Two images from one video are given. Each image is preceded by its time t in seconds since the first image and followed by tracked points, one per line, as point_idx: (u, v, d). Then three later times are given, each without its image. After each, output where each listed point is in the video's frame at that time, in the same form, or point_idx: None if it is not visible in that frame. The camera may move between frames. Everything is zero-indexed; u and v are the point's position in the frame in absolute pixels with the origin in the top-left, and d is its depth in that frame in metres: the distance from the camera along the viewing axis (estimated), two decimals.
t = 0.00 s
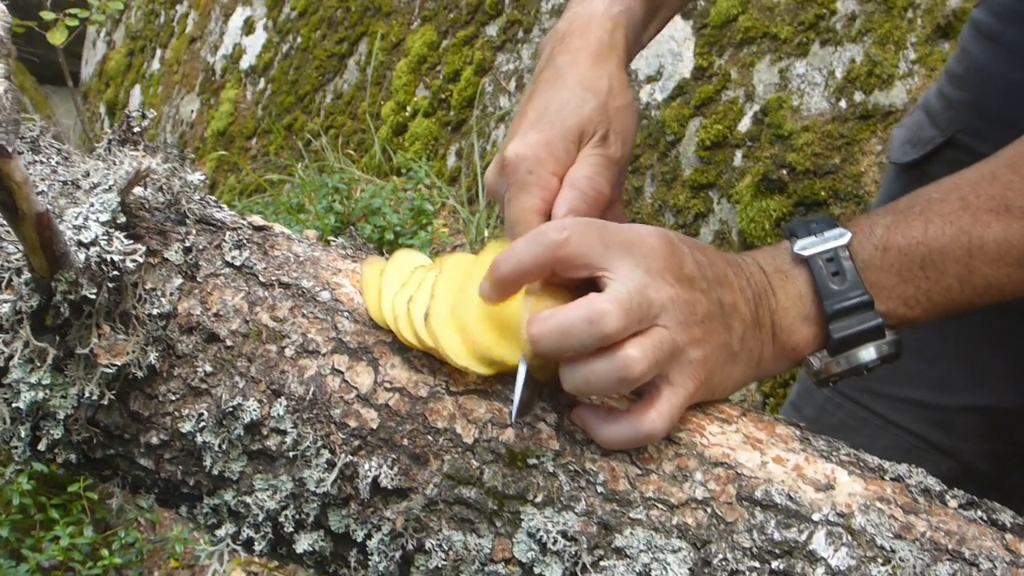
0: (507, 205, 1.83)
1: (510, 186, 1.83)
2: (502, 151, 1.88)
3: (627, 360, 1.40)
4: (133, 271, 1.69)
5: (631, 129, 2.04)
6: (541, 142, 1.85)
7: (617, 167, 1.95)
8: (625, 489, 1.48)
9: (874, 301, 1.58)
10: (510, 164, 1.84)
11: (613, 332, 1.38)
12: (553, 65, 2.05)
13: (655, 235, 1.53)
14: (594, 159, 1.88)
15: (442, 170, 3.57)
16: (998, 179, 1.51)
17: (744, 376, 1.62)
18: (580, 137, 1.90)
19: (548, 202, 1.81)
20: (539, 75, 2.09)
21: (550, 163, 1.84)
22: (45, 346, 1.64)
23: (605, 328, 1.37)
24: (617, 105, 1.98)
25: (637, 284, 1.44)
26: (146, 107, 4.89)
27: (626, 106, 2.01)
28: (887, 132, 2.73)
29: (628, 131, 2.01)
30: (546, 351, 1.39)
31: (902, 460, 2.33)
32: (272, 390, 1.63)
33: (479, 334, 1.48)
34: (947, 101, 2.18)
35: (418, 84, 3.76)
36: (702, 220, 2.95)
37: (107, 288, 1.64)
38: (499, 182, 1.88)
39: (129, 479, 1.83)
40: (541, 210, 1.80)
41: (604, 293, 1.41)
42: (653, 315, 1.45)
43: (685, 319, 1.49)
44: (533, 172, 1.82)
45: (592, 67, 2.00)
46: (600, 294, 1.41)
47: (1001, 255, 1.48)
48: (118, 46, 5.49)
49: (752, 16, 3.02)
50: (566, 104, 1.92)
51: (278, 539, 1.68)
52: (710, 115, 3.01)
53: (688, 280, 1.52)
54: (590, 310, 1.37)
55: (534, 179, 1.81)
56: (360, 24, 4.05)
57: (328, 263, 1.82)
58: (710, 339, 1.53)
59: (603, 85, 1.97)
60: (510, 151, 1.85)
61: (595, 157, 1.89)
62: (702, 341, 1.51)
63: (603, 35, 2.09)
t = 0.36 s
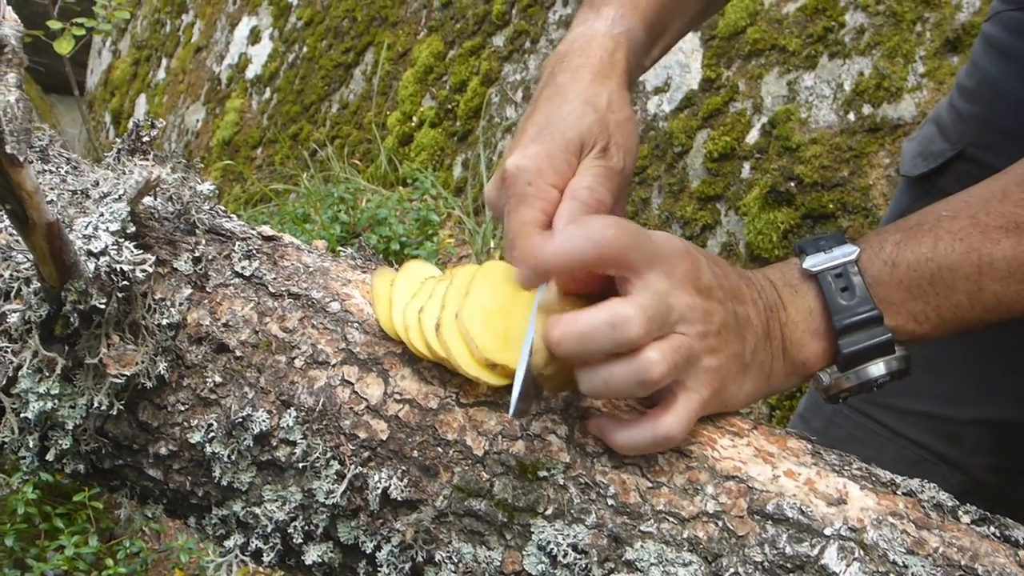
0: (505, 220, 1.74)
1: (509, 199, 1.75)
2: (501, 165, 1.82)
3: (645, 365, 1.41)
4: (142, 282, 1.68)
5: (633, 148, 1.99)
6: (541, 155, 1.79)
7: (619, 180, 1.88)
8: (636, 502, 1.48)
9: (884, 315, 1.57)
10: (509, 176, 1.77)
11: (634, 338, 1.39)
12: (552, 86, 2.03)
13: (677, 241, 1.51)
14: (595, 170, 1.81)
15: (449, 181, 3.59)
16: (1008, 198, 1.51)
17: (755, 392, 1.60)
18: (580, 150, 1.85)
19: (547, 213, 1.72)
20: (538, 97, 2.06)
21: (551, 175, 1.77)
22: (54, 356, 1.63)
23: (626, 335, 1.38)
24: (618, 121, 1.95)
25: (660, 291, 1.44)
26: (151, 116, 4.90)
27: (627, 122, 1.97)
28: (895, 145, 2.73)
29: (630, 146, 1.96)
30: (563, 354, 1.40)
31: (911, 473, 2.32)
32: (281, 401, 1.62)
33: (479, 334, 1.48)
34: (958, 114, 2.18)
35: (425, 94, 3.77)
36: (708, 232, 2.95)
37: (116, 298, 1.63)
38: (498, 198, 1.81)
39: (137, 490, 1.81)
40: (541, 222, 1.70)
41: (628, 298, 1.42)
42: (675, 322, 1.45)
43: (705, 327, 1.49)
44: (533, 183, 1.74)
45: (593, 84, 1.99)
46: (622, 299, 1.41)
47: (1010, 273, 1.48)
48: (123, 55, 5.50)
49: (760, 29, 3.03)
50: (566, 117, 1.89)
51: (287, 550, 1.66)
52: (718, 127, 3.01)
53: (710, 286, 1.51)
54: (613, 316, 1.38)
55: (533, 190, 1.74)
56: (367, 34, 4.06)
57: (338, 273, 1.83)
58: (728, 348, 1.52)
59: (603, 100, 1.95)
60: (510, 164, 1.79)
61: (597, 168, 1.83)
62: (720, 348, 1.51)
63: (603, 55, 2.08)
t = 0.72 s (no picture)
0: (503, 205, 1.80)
1: (508, 183, 1.82)
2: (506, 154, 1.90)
3: (657, 389, 1.40)
4: (144, 287, 1.68)
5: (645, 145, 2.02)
6: (543, 144, 1.85)
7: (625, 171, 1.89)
8: (640, 508, 1.47)
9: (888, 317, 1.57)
10: (510, 164, 1.85)
11: (649, 365, 1.38)
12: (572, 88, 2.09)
13: (685, 261, 1.51)
14: (598, 161, 1.82)
15: (451, 184, 3.58)
16: (1012, 199, 1.51)
17: (763, 396, 1.60)
18: (583, 141, 1.89)
19: (543, 200, 1.76)
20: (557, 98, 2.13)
21: (551, 163, 1.82)
22: (55, 361, 1.63)
23: (641, 362, 1.37)
24: (627, 117, 1.98)
25: (672, 316, 1.44)
26: (154, 120, 4.90)
27: (638, 119, 2.01)
28: (899, 149, 2.72)
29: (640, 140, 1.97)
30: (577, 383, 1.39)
31: (914, 478, 2.32)
32: (284, 407, 1.62)
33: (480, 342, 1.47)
34: (962, 118, 2.17)
35: (427, 98, 3.77)
36: (712, 236, 2.94)
37: (118, 303, 1.63)
38: (501, 185, 1.88)
39: (139, 496, 1.85)
40: (535, 208, 1.75)
41: (640, 325, 1.41)
42: (688, 346, 1.45)
43: (715, 346, 1.49)
44: (531, 168, 1.80)
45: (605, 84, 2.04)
46: (635, 327, 1.41)
47: (1014, 275, 1.48)
48: (126, 59, 5.51)
49: (763, 33, 3.03)
50: (573, 112, 1.94)
51: (290, 557, 1.66)
52: (721, 131, 3.01)
53: (716, 305, 1.51)
54: (626, 344, 1.37)
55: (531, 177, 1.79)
56: (369, 38, 4.06)
57: (341, 279, 1.82)
58: (736, 360, 1.52)
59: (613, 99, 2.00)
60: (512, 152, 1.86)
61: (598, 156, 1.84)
62: (729, 363, 1.51)
63: (620, 57, 2.14)
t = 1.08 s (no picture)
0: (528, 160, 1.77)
1: (533, 138, 1.79)
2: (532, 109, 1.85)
3: (656, 385, 1.40)
4: (141, 283, 1.68)
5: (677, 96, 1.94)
6: (568, 98, 1.81)
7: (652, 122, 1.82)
8: (638, 503, 1.47)
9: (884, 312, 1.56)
10: (535, 119, 1.81)
11: (649, 362, 1.37)
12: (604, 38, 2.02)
13: (683, 256, 1.50)
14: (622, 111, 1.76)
15: (451, 178, 3.57)
16: (1008, 192, 1.49)
17: (761, 390, 1.60)
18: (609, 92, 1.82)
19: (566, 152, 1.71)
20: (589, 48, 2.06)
21: (575, 117, 1.77)
22: (52, 357, 1.63)
23: (642, 359, 1.37)
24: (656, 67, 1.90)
25: (673, 312, 1.43)
26: (154, 114, 4.89)
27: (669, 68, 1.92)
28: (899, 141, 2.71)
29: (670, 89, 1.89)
30: (578, 380, 1.39)
31: (913, 472, 2.32)
32: (281, 402, 1.61)
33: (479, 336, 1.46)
34: (960, 111, 2.16)
35: (427, 91, 3.76)
36: (712, 229, 2.93)
37: (115, 299, 1.62)
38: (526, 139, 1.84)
39: (137, 491, 1.81)
40: (557, 163, 1.70)
41: (639, 322, 1.40)
42: (688, 341, 1.44)
43: (714, 341, 1.48)
44: (555, 123, 1.76)
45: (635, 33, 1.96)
46: (635, 323, 1.40)
47: (1011, 270, 1.46)
48: (125, 53, 5.49)
49: (763, 25, 3.02)
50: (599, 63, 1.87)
51: (287, 552, 1.66)
52: (721, 123, 3.00)
53: (715, 299, 1.51)
54: (625, 341, 1.37)
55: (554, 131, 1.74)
56: (369, 31, 4.04)
57: (339, 274, 1.82)
58: (736, 356, 1.52)
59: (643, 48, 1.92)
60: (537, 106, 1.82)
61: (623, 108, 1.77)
62: (729, 358, 1.51)
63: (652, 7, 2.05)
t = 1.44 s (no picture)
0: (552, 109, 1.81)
1: (557, 90, 1.83)
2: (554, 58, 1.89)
3: (653, 370, 1.40)
4: (139, 269, 1.69)
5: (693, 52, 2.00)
6: (591, 50, 1.84)
7: (671, 80, 1.88)
8: (635, 488, 1.47)
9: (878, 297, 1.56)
10: (559, 69, 1.84)
11: (647, 348, 1.38)
12: None
13: (681, 243, 1.50)
14: (643, 68, 1.81)
15: (450, 167, 3.56)
16: (1000, 177, 1.49)
17: (757, 375, 1.60)
18: (631, 47, 1.87)
19: (591, 106, 1.77)
20: None
21: (599, 70, 1.82)
22: (51, 345, 1.64)
23: (640, 345, 1.37)
24: (676, 24, 1.95)
25: (672, 299, 1.43)
26: (154, 104, 4.88)
27: (687, 26, 1.97)
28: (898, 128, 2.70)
29: (688, 48, 1.95)
30: (576, 365, 1.39)
31: (912, 459, 2.33)
32: (280, 389, 1.62)
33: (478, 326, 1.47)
34: (957, 98, 2.16)
35: (426, 81, 3.75)
36: (711, 217, 2.93)
37: (114, 286, 1.63)
38: (549, 88, 1.88)
39: (136, 479, 1.82)
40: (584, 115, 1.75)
41: (638, 308, 1.41)
42: (686, 327, 1.45)
43: (712, 327, 1.49)
44: (580, 75, 1.80)
45: None
46: (634, 310, 1.40)
47: (1003, 254, 1.46)
48: (125, 43, 5.48)
49: (762, 13, 3.01)
50: (621, 15, 1.90)
51: (286, 538, 1.66)
52: (720, 112, 3.00)
53: (712, 285, 1.51)
54: (624, 328, 1.37)
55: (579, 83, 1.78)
56: (367, 20, 4.04)
57: (336, 261, 1.82)
58: (733, 340, 1.52)
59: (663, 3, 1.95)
60: (560, 56, 1.85)
61: (645, 65, 1.83)
62: (727, 343, 1.51)
63: None
